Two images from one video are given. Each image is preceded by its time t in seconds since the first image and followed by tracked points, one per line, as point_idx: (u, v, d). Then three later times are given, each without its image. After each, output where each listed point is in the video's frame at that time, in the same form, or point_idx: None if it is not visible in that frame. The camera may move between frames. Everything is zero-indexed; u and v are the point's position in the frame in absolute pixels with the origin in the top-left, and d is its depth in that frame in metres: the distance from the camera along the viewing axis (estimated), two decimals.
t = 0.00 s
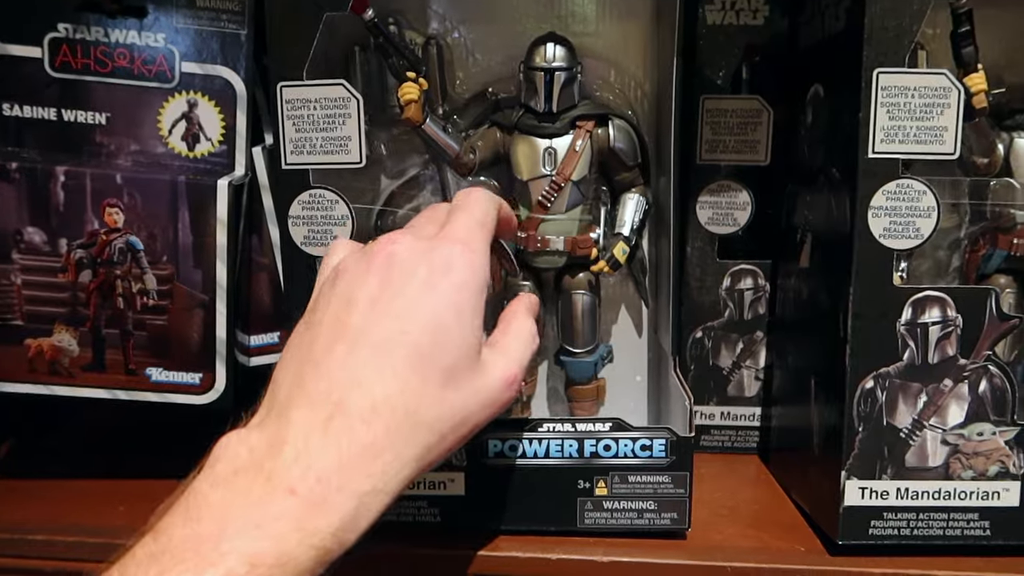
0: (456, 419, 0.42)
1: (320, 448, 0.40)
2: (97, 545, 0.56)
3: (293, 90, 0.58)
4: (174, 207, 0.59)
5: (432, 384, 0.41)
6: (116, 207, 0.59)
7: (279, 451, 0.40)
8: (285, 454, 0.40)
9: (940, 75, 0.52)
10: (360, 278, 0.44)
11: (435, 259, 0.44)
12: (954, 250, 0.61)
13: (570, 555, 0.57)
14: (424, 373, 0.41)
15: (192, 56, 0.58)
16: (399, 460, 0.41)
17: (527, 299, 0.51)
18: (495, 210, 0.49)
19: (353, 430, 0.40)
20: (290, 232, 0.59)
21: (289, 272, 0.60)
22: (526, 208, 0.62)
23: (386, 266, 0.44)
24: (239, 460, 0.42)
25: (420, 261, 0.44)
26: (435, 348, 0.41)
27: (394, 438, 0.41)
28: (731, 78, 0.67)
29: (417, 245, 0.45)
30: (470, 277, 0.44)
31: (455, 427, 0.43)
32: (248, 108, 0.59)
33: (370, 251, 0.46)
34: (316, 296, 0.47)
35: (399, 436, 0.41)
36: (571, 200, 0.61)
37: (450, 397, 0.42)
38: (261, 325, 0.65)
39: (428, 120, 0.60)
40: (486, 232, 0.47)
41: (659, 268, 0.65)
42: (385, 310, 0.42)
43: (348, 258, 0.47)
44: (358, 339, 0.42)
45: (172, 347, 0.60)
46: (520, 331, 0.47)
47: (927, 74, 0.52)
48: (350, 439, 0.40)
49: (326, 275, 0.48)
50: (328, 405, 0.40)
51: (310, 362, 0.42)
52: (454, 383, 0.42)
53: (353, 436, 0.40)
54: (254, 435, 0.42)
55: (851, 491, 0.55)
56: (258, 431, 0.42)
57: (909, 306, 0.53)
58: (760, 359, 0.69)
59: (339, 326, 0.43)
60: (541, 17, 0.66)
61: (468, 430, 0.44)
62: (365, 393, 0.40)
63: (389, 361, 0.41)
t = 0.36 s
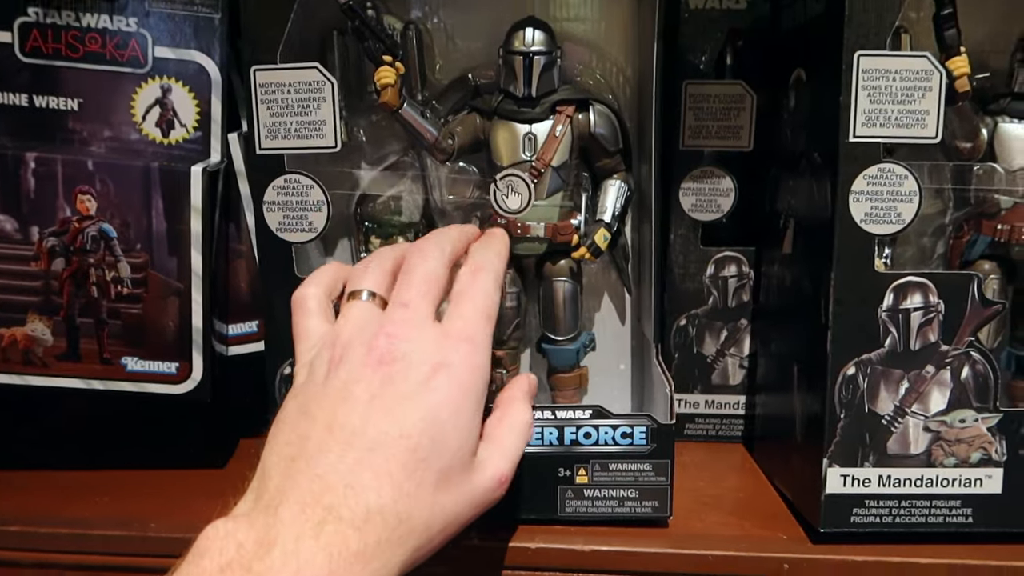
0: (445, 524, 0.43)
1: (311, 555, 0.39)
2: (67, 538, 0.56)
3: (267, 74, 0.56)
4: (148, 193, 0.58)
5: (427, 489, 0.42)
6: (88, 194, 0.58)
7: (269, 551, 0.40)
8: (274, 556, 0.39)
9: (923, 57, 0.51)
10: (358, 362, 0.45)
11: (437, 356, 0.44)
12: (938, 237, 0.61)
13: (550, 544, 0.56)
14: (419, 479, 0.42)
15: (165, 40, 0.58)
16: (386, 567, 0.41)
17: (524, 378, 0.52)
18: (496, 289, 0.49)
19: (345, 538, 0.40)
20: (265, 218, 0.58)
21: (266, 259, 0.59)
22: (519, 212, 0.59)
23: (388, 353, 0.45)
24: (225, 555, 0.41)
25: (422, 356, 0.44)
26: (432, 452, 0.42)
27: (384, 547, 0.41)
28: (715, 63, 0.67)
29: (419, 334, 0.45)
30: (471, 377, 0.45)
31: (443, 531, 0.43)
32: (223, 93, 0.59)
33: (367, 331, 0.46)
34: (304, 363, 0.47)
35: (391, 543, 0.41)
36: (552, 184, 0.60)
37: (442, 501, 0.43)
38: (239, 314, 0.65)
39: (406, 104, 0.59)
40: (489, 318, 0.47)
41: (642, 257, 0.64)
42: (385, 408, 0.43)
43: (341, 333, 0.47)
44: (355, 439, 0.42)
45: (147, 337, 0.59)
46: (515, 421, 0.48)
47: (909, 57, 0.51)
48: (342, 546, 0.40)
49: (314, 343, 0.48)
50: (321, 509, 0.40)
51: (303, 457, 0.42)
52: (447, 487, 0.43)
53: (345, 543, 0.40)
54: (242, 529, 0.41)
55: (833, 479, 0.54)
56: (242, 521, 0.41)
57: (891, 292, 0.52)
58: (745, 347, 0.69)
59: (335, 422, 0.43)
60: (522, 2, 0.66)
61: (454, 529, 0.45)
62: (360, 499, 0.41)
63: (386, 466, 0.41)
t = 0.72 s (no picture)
0: (452, 496, 0.44)
1: (322, 522, 0.41)
2: (72, 521, 0.56)
3: (271, 55, 0.56)
4: (151, 176, 0.58)
5: (435, 461, 0.43)
6: (91, 176, 0.58)
7: (280, 519, 0.41)
8: (285, 522, 0.41)
9: (930, 40, 0.51)
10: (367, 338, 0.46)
11: (447, 334, 0.45)
12: (943, 222, 0.61)
13: (553, 527, 0.56)
14: (428, 451, 0.43)
15: (167, 23, 0.57)
16: (394, 536, 0.42)
17: (523, 364, 0.53)
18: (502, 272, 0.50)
19: (356, 505, 0.41)
20: (270, 200, 0.58)
21: (270, 244, 0.59)
22: (525, 192, 0.58)
23: (398, 330, 0.46)
24: (236, 525, 0.42)
25: (432, 333, 0.45)
26: (440, 425, 0.43)
27: (395, 514, 0.42)
28: (719, 48, 0.67)
29: (429, 313, 0.46)
30: (479, 353, 0.46)
31: (449, 503, 0.44)
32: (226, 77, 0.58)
33: (376, 309, 0.47)
34: (314, 341, 0.49)
35: (399, 511, 0.42)
36: (556, 168, 0.60)
37: (451, 473, 0.44)
38: (244, 298, 0.65)
39: (411, 87, 0.59)
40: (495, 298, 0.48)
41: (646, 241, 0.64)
42: (396, 380, 0.44)
43: (351, 311, 0.48)
44: (366, 410, 0.43)
45: (151, 321, 0.59)
46: (519, 401, 0.49)
47: (917, 39, 0.51)
48: (353, 513, 0.41)
49: (323, 322, 0.49)
50: (332, 476, 0.41)
51: (314, 429, 0.43)
52: (455, 460, 0.44)
53: (355, 510, 0.41)
54: (253, 498, 0.42)
55: (836, 462, 0.55)
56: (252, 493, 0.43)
57: (895, 276, 0.52)
58: (748, 333, 0.69)
59: (346, 395, 0.44)
60: None
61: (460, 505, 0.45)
62: (370, 467, 0.41)
63: (396, 436, 0.42)
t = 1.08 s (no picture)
0: (467, 450, 0.45)
1: (342, 473, 0.42)
2: (72, 512, 0.56)
3: (266, 47, 0.56)
4: (148, 168, 0.58)
5: (452, 417, 0.44)
6: (88, 168, 0.58)
7: (301, 470, 0.42)
8: (307, 473, 0.42)
9: (926, 32, 0.51)
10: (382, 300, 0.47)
11: (460, 296, 0.46)
12: (939, 214, 0.61)
13: (550, 519, 0.56)
14: (443, 407, 0.43)
15: (164, 14, 0.57)
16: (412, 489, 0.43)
17: (525, 340, 0.52)
18: (513, 239, 0.50)
19: (376, 457, 0.42)
20: (266, 193, 0.58)
21: (268, 235, 0.59)
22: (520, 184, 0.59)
23: (411, 293, 0.46)
24: (258, 477, 0.43)
25: (445, 297, 0.46)
26: (456, 382, 0.44)
27: (413, 468, 0.43)
28: (716, 40, 0.67)
29: (440, 279, 0.47)
30: (491, 316, 0.46)
31: (465, 457, 0.45)
32: (223, 68, 0.58)
33: (387, 277, 0.48)
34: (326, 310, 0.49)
35: (418, 463, 0.43)
36: (553, 160, 0.60)
37: (466, 431, 0.44)
38: (240, 291, 0.65)
39: (407, 79, 0.59)
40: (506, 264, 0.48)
41: (643, 233, 0.64)
42: (412, 338, 0.44)
43: (363, 279, 0.48)
44: (384, 367, 0.44)
45: (148, 314, 0.59)
46: (525, 369, 0.49)
47: (913, 31, 0.51)
48: (373, 465, 0.42)
49: (335, 291, 0.50)
50: (352, 430, 0.42)
51: (335, 383, 0.44)
52: (469, 417, 0.45)
53: (376, 463, 0.42)
54: (274, 452, 0.44)
55: (832, 453, 0.55)
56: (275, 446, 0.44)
57: (891, 267, 0.52)
58: (745, 325, 0.69)
59: (363, 353, 0.45)
60: None
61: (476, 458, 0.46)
62: (389, 420, 0.42)
63: (414, 391, 0.43)
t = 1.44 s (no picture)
0: (471, 418, 0.45)
1: (346, 439, 0.42)
2: (57, 513, 0.56)
3: (247, 45, 0.56)
4: (128, 167, 0.58)
5: (454, 384, 0.44)
6: (68, 168, 0.58)
7: (307, 436, 0.42)
8: (313, 438, 0.42)
9: (908, 29, 0.51)
10: (384, 273, 0.46)
11: (459, 270, 0.46)
12: (925, 212, 0.61)
13: (534, 518, 0.56)
14: (446, 376, 0.43)
15: (145, 14, 0.57)
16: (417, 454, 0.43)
17: (524, 321, 0.53)
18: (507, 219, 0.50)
19: (381, 422, 0.42)
20: (248, 192, 0.58)
21: (250, 237, 0.58)
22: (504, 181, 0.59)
23: (409, 269, 0.46)
24: (263, 443, 0.43)
25: (444, 270, 0.46)
26: (458, 350, 0.44)
27: (417, 433, 0.42)
28: (701, 38, 0.66)
29: (439, 256, 0.47)
30: (489, 290, 0.46)
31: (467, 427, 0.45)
32: (204, 67, 0.58)
33: (387, 253, 0.48)
34: (324, 290, 0.49)
35: (423, 428, 0.43)
36: (538, 158, 0.60)
37: (466, 401, 0.44)
38: (224, 291, 0.65)
39: (389, 78, 0.59)
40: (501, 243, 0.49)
41: (626, 232, 0.64)
42: (414, 309, 0.44)
43: (363, 258, 0.48)
44: (387, 336, 0.44)
45: (132, 314, 0.59)
46: (524, 346, 0.50)
47: (894, 28, 0.51)
48: (378, 430, 0.42)
49: (335, 271, 0.49)
50: (356, 397, 0.42)
51: (338, 352, 0.44)
52: (472, 386, 0.45)
53: (380, 428, 0.42)
54: (280, 419, 0.43)
55: (815, 452, 0.55)
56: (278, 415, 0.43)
57: (874, 266, 0.52)
58: (731, 324, 0.69)
59: (365, 324, 0.44)
60: None
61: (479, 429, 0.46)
62: (393, 386, 0.42)
63: (417, 359, 0.43)
